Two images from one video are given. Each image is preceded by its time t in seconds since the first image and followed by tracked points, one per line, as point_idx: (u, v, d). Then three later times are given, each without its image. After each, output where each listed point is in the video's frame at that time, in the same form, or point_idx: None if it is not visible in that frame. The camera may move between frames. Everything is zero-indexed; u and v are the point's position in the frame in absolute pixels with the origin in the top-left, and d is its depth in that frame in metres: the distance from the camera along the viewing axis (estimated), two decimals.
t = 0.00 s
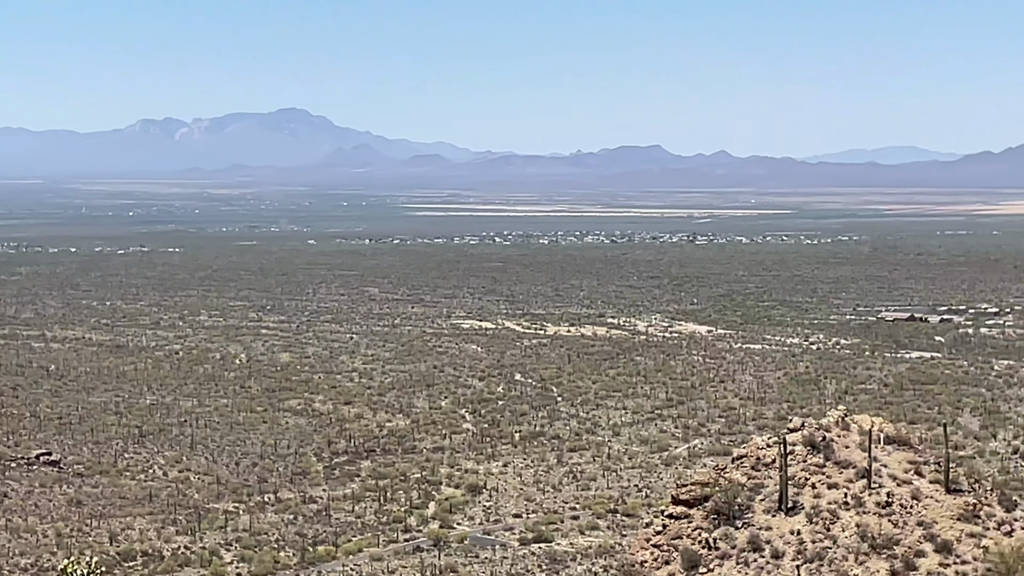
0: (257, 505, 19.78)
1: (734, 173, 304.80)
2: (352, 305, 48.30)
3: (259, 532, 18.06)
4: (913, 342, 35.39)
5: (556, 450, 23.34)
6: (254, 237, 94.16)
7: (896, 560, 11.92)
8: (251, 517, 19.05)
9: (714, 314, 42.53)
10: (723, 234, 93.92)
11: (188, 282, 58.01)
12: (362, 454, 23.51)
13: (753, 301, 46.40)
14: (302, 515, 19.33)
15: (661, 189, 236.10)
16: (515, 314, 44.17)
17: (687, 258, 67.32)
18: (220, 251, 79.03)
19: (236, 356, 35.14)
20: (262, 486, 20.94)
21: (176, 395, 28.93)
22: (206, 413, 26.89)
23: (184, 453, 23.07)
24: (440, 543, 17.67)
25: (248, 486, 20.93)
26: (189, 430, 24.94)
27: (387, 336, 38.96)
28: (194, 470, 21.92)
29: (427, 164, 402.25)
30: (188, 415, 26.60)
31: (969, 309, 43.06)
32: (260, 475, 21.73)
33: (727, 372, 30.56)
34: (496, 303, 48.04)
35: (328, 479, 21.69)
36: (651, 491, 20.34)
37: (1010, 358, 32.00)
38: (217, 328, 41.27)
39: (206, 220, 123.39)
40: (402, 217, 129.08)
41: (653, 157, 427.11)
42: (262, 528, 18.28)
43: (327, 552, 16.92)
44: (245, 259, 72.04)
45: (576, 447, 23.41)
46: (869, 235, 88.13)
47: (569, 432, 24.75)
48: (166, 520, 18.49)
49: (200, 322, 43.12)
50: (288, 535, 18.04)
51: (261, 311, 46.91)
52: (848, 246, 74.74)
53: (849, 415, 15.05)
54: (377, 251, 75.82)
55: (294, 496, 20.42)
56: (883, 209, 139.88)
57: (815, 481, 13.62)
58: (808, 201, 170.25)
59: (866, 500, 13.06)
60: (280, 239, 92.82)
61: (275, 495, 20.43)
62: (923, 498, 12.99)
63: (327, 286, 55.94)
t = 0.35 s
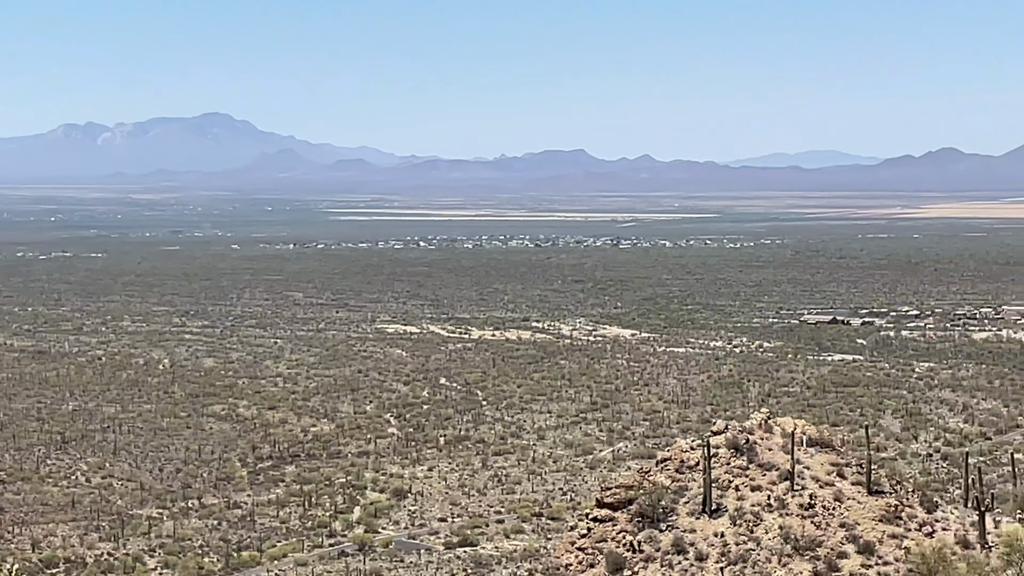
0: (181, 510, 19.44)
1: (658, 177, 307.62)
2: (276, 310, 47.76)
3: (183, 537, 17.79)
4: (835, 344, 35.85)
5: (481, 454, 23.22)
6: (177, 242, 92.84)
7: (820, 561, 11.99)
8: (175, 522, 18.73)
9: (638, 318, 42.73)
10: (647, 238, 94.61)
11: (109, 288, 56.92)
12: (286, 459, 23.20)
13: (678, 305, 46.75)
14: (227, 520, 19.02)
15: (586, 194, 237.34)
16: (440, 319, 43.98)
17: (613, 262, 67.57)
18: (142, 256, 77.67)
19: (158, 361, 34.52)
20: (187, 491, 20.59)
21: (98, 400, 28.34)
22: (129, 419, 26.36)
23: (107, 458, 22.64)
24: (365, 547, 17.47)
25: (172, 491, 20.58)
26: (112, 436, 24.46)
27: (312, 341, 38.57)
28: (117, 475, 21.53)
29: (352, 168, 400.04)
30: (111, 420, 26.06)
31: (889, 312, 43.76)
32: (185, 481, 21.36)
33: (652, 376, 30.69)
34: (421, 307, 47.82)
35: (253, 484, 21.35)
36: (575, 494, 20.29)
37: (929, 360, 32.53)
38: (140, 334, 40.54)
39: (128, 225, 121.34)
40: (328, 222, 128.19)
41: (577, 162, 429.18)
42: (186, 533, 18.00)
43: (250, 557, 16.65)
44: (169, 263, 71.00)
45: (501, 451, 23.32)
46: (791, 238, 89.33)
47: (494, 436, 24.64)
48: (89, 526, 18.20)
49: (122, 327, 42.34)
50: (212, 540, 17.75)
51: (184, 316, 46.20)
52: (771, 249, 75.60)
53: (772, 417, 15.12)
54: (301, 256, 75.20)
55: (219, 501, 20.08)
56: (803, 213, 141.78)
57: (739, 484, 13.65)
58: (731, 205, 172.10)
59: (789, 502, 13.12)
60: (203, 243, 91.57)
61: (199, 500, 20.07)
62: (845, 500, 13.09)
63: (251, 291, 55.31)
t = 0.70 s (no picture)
0: (103, 523, 19.00)
1: (581, 187, 308.96)
2: (199, 321, 47.03)
3: (105, 551, 17.42)
4: (758, 354, 36.12)
5: (405, 464, 23.00)
6: (98, 253, 91.15)
7: (744, 570, 12.02)
8: (97, 535, 18.31)
9: (563, 328, 42.79)
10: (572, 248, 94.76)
11: (27, 299, 55.63)
12: (210, 471, 22.78)
13: (602, 315, 46.84)
14: (149, 532, 18.63)
15: (511, 204, 237.49)
16: (365, 329, 43.64)
17: (538, 272, 67.66)
18: (62, 266, 76.09)
19: (80, 373, 33.77)
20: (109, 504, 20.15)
21: (18, 413, 27.64)
22: (50, 431, 25.74)
23: (28, 472, 22.10)
24: (289, 559, 17.17)
25: (95, 504, 20.14)
26: (33, 449, 23.87)
27: (235, 352, 38.03)
28: (38, 489, 21.03)
29: (276, 179, 396.68)
30: (32, 433, 25.43)
31: (811, 322, 44.24)
32: (107, 493, 20.90)
33: (576, 386, 30.68)
34: (346, 318, 47.41)
35: (176, 496, 20.92)
36: (500, 505, 20.16)
37: (852, 369, 32.89)
38: (60, 345, 39.66)
39: (45, 236, 118.91)
40: (252, 232, 126.84)
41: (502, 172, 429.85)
42: (108, 547, 17.62)
43: (173, 571, 16.30)
44: (89, 275, 69.64)
45: (425, 462, 23.12)
46: (714, 248, 90.10)
47: (419, 447, 24.43)
48: (9, 541, 17.78)
49: (41, 339, 41.39)
50: (134, 553, 17.38)
51: (106, 327, 45.32)
52: (694, 259, 76.28)
53: (696, 427, 15.14)
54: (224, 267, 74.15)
55: (141, 514, 19.66)
56: (726, 223, 143.54)
57: (664, 493, 13.63)
58: (655, 215, 173.78)
59: (713, 511, 13.12)
60: (124, 254, 89.84)
61: (121, 513, 19.63)
62: (769, 509, 13.14)
63: (174, 302, 54.40)
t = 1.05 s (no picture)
0: (25, 540, 18.49)
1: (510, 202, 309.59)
2: (122, 336, 46.18)
3: (27, 569, 16.96)
4: (684, 368, 36.33)
5: (331, 479, 22.71)
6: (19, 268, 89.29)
7: None
8: (19, 553, 17.82)
9: (489, 342, 42.72)
10: (498, 262, 94.87)
11: None
12: (134, 487, 22.29)
13: (529, 329, 46.85)
14: (72, 549, 18.16)
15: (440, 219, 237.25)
16: (291, 344, 43.17)
17: (466, 286, 67.57)
18: None
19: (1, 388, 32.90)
20: (32, 520, 19.64)
21: None
22: None
23: None
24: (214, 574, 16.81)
25: (18, 520, 19.62)
26: None
27: (159, 367, 37.36)
28: None
29: (201, 194, 392.09)
30: None
31: (736, 336, 44.63)
32: (29, 509, 20.35)
33: (502, 400, 30.60)
34: (272, 332, 46.89)
35: (100, 511, 20.43)
36: (427, 519, 19.96)
37: (776, 383, 33.20)
38: None
39: None
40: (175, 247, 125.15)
41: (430, 187, 429.35)
42: (29, 565, 17.14)
43: None
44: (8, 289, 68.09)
45: (351, 476, 22.85)
46: (639, 262, 90.77)
47: (344, 461, 24.14)
48: None
49: None
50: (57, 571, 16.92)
51: (27, 342, 44.28)
52: (620, 274, 76.74)
53: (621, 441, 15.12)
54: (148, 282, 73.01)
55: (64, 530, 19.17)
56: (651, 237, 144.72)
57: (590, 508, 13.56)
58: (582, 229, 174.87)
59: (638, 525, 13.08)
60: (46, 268, 88.20)
61: (43, 530, 19.12)
62: (694, 522, 13.13)
63: (98, 317, 53.38)
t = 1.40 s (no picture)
0: None
1: (438, 218, 308.85)
2: (42, 352, 45.12)
3: None
4: (610, 384, 36.37)
5: (255, 496, 22.35)
6: None
7: None
8: None
9: (414, 358, 42.43)
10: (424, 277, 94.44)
11: None
12: (55, 504, 21.75)
13: (455, 344, 46.63)
14: None
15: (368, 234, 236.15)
16: (215, 360, 42.52)
17: (392, 301, 67.17)
18: None
19: None
20: None
21: None
22: None
23: None
24: None
25: None
26: None
27: (80, 383, 36.54)
28: None
29: (125, 208, 386.13)
30: None
31: (661, 351, 44.82)
32: None
33: (428, 416, 30.38)
34: (196, 348, 46.14)
35: (20, 529, 19.88)
36: (352, 535, 19.70)
37: (701, 398, 33.38)
38: None
39: None
40: (96, 261, 122.99)
41: (358, 202, 427.20)
42: None
43: None
44: None
45: (275, 493, 22.50)
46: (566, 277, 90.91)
47: (268, 478, 23.79)
48: None
49: None
50: None
51: None
52: (546, 289, 76.80)
53: (547, 456, 15.05)
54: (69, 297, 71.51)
55: None
56: (578, 253, 145.21)
57: (515, 524, 13.46)
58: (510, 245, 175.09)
59: (564, 540, 13.01)
60: None
61: None
62: (620, 537, 13.10)
63: (17, 333, 52.11)
